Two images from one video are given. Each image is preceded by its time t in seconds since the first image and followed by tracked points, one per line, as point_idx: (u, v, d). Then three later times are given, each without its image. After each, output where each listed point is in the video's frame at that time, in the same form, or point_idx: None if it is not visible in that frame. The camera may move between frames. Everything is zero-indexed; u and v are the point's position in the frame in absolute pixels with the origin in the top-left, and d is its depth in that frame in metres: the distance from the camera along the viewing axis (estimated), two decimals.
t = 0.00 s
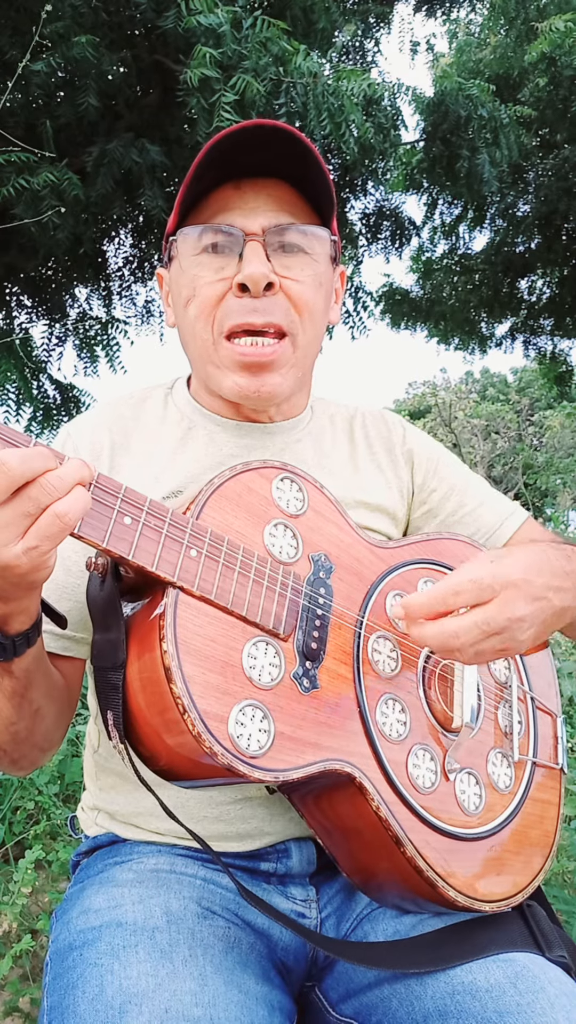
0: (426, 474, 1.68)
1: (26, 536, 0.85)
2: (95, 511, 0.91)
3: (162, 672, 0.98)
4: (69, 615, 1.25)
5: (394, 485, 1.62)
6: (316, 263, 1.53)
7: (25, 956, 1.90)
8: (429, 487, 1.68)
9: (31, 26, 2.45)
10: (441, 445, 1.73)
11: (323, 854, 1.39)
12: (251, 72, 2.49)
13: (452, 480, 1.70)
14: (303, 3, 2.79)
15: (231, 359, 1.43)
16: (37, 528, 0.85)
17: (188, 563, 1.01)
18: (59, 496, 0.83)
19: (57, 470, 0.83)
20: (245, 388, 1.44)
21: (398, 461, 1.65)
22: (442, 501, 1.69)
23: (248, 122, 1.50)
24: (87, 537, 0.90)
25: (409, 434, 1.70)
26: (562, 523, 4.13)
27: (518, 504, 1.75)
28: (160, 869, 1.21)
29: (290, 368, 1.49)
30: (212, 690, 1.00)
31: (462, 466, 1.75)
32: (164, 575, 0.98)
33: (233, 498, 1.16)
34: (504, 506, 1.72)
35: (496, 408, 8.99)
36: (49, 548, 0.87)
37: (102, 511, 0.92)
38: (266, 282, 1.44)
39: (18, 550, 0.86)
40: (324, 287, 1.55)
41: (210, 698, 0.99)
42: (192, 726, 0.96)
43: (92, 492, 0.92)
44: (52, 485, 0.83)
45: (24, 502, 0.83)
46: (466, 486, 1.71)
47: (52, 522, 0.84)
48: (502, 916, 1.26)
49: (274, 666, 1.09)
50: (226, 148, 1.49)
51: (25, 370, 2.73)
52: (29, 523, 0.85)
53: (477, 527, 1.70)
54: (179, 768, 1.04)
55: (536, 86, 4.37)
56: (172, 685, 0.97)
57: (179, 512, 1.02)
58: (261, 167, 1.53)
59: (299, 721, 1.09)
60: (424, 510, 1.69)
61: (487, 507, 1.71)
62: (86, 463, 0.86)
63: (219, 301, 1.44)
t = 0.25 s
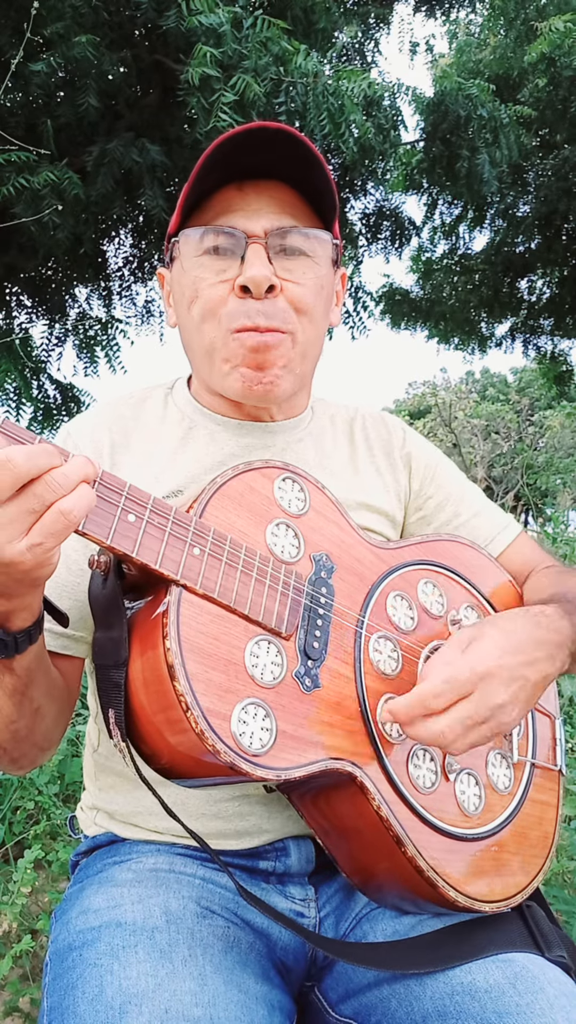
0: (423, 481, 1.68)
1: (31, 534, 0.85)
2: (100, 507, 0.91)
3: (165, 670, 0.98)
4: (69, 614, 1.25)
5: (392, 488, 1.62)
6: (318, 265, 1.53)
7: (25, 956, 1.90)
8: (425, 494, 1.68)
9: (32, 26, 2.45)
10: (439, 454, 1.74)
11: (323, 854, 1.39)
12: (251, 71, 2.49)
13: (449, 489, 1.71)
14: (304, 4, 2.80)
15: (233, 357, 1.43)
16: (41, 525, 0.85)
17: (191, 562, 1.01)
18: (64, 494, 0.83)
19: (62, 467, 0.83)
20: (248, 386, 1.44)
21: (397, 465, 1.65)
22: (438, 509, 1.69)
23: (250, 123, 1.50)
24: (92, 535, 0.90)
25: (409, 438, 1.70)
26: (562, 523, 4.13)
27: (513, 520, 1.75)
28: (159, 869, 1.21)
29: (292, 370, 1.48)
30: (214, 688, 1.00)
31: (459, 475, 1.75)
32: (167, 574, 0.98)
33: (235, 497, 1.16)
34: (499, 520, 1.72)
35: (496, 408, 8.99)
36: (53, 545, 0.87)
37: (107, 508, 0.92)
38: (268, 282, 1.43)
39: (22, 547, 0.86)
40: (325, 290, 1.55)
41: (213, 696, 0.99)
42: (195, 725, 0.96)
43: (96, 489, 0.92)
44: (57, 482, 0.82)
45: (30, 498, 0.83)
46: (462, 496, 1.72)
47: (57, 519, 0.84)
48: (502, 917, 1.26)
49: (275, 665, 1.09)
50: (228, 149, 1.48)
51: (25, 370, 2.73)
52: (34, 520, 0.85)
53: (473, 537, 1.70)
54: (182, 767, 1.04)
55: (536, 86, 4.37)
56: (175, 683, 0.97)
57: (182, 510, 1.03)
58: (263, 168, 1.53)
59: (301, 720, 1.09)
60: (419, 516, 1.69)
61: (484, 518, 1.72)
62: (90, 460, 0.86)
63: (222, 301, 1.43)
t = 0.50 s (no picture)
0: (424, 481, 1.68)
1: (18, 539, 0.85)
2: (102, 508, 0.91)
3: (167, 671, 0.98)
4: (70, 615, 1.25)
5: (394, 488, 1.62)
6: (319, 264, 1.53)
7: (25, 956, 1.90)
8: (427, 495, 1.68)
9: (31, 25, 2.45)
10: (441, 454, 1.74)
11: (324, 854, 1.39)
12: (252, 71, 2.49)
13: (450, 490, 1.71)
14: (305, 4, 2.80)
15: (234, 357, 1.43)
16: (28, 531, 0.85)
17: (193, 562, 1.01)
18: (52, 498, 0.82)
19: (53, 471, 0.82)
20: (249, 387, 1.44)
21: (399, 465, 1.65)
22: (439, 510, 1.69)
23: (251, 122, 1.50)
24: (94, 535, 0.90)
25: (410, 439, 1.70)
26: (561, 523, 4.13)
27: (513, 521, 1.75)
28: (160, 869, 1.20)
29: (294, 369, 1.48)
30: (216, 688, 1.00)
31: (460, 477, 1.75)
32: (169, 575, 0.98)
33: (237, 497, 1.16)
34: (500, 521, 1.72)
35: (496, 408, 8.99)
36: (43, 549, 0.86)
37: (109, 508, 0.92)
38: (269, 282, 1.43)
39: (9, 552, 0.86)
40: (327, 289, 1.55)
41: (215, 697, 0.99)
42: (197, 725, 0.96)
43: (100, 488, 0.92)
44: (43, 488, 0.82)
45: (16, 504, 0.83)
46: (463, 497, 1.72)
47: (42, 525, 0.84)
48: (503, 916, 1.26)
49: (277, 666, 1.09)
50: (229, 148, 1.48)
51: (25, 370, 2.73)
52: (21, 525, 0.85)
53: (474, 537, 1.70)
54: (184, 767, 1.04)
55: (536, 87, 4.37)
56: (177, 684, 0.97)
57: (184, 511, 1.02)
58: (264, 168, 1.53)
59: (302, 720, 1.09)
60: (420, 517, 1.69)
61: (484, 519, 1.72)
62: (94, 457, 0.84)
63: (223, 301, 1.44)
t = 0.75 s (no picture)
0: (425, 482, 1.68)
1: (21, 540, 0.85)
2: (100, 509, 0.91)
3: (166, 671, 0.98)
4: (70, 615, 1.25)
5: (395, 490, 1.62)
6: (320, 264, 1.53)
7: (25, 956, 1.90)
8: (428, 495, 1.68)
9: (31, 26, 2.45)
10: (442, 456, 1.74)
11: (324, 854, 1.39)
12: (252, 73, 2.49)
13: (451, 491, 1.71)
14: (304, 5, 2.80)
15: (234, 358, 1.43)
16: (31, 531, 0.85)
17: (192, 563, 1.01)
18: (57, 499, 0.83)
19: (57, 473, 0.83)
20: (249, 389, 1.44)
21: (400, 466, 1.65)
22: (440, 511, 1.69)
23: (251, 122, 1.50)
24: (92, 536, 0.90)
25: (411, 440, 1.69)
26: (561, 523, 4.12)
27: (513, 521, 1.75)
28: (160, 869, 1.21)
29: (294, 369, 1.48)
30: (215, 689, 1.00)
31: (461, 479, 1.75)
32: (167, 575, 0.98)
33: (236, 498, 1.16)
34: (500, 522, 1.73)
35: (496, 408, 8.99)
36: (45, 550, 0.87)
37: (106, 509, 0.92)
38: (270, 282, 1.43)
39: (12, 553, 0.86)
40: (327, 288, 1.55)
41: (213, 697, 0.99)
42: (195, 725, 0.96)
43: (97, 490, 0.92)
44: (50, 488, 0.82)
45: (21, 504, 0.83)
46: (464, 498, 1.72)
47: (47, 525, 0.84)
48: (502, 916, 1.26)
49: (276, 666, 1.09)
50: (230, 148, 1.49)
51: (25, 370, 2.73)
52: (24, 526, 0.85)
53: (474, 537, 1.70)
54: (183, 768, 1.04)
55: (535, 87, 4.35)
56: (176, 684, 0.97)
57: (182, 511, 1.03)
58: (265, 168, 1.53)
59: (301, 720, 1.09)
60: (422, 519, 1.69)
61: (484, 521, 1.72)
62: (91, 463, 0.85)
63: (223, 302, 1.44)
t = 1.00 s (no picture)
0: (425, 482, 1.68)
1: (28, 536, 0.85)
2: (99, 509, 0.91)
3: (164, 671, 0.98)
4: (70, 615, 1.25)
5: (394, 490, 1.62)
6: (318, 263, 1.53)
7: (25, 956, 1.90)
8: (428, 495, 1.68)
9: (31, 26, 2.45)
10: (442, 456, 1.74)
11: (324, 854, 1.39)
12: (253, 75, 2.49)
13: (451, 492, 1.71)
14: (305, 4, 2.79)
15: (233, 358, 1.43)
16: (38, 528, 0.85)
17: (190, 563, 1.01)
18: (63, 497, 0.83)
19: (62, 471, 0.83)
20: (248, 389, 1.44)
21: (399, 466, 1.65)
22: (440, 511, 1.69)
23: (250, 122, 1.50)
24: (90, 536, 0.90)
25: (411, 440, 1.69)
26: (561, 523, 4.12)
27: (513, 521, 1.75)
28: (160, 869, 1.20)
29: (293, 369, 1.48)
30: (213, 689, 1.00)
31: (462, 479, 1.75)
32: (165, 575, 0.98)
33: (235, 498, 1.16)
34: (500, 522, 1.73)
35: (496, 408, 8.99)
36: (51, 548, 0.87)
37: (105, 510, 0.92)
38: (269, 282, 1.43)
39: (19, 549, 0.86)
40: (326, 288, 1.55)
41: (212, 697, 0.99)
42: (193, 725, 0.96)
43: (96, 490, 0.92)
44: (56, 486, 0.82)
45: (28, 502, 0.83)
46: (464, 499, 1.72)
47: (54, 522, 0.84)
48: (502, 916, 1.26)
49: (275, 666, 1.09)
50: (228, 148, 1.49)
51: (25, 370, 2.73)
52: (31, 523, 0.85)
53: (474, 538, 1.70)
54: (182, 768, 1.04)
55: (535, 87, 4.32)
56: (174, 684, 0.97)
57: (180, 511, 1.02)
58: (263, 168, 1.53)
59: (300, 721, 1.09)
60: (422, 519, 1.69)
61: (485, 521, 1.72)
62: (90, 461, 0.86)
63: (221, 302, 1.44)
